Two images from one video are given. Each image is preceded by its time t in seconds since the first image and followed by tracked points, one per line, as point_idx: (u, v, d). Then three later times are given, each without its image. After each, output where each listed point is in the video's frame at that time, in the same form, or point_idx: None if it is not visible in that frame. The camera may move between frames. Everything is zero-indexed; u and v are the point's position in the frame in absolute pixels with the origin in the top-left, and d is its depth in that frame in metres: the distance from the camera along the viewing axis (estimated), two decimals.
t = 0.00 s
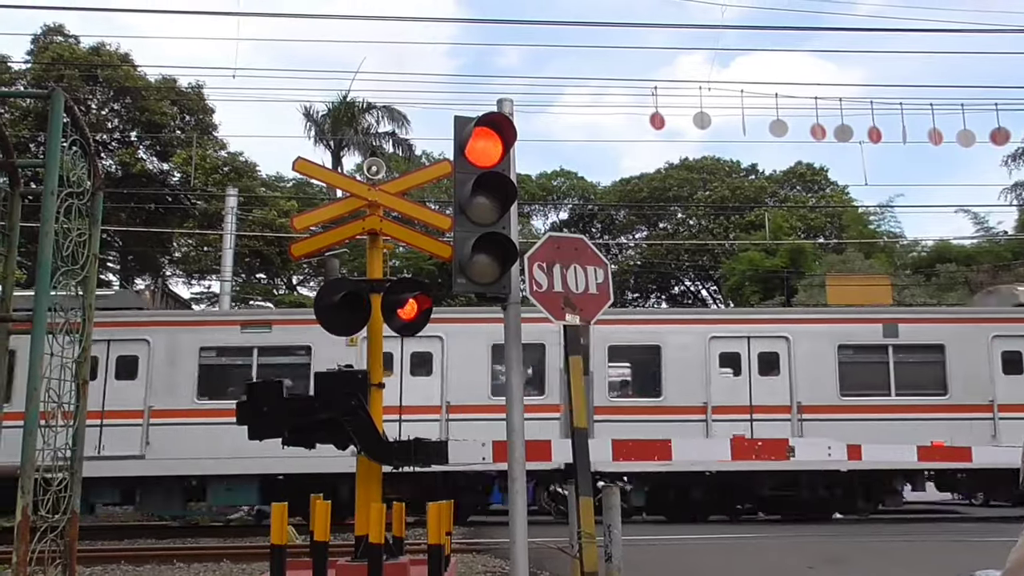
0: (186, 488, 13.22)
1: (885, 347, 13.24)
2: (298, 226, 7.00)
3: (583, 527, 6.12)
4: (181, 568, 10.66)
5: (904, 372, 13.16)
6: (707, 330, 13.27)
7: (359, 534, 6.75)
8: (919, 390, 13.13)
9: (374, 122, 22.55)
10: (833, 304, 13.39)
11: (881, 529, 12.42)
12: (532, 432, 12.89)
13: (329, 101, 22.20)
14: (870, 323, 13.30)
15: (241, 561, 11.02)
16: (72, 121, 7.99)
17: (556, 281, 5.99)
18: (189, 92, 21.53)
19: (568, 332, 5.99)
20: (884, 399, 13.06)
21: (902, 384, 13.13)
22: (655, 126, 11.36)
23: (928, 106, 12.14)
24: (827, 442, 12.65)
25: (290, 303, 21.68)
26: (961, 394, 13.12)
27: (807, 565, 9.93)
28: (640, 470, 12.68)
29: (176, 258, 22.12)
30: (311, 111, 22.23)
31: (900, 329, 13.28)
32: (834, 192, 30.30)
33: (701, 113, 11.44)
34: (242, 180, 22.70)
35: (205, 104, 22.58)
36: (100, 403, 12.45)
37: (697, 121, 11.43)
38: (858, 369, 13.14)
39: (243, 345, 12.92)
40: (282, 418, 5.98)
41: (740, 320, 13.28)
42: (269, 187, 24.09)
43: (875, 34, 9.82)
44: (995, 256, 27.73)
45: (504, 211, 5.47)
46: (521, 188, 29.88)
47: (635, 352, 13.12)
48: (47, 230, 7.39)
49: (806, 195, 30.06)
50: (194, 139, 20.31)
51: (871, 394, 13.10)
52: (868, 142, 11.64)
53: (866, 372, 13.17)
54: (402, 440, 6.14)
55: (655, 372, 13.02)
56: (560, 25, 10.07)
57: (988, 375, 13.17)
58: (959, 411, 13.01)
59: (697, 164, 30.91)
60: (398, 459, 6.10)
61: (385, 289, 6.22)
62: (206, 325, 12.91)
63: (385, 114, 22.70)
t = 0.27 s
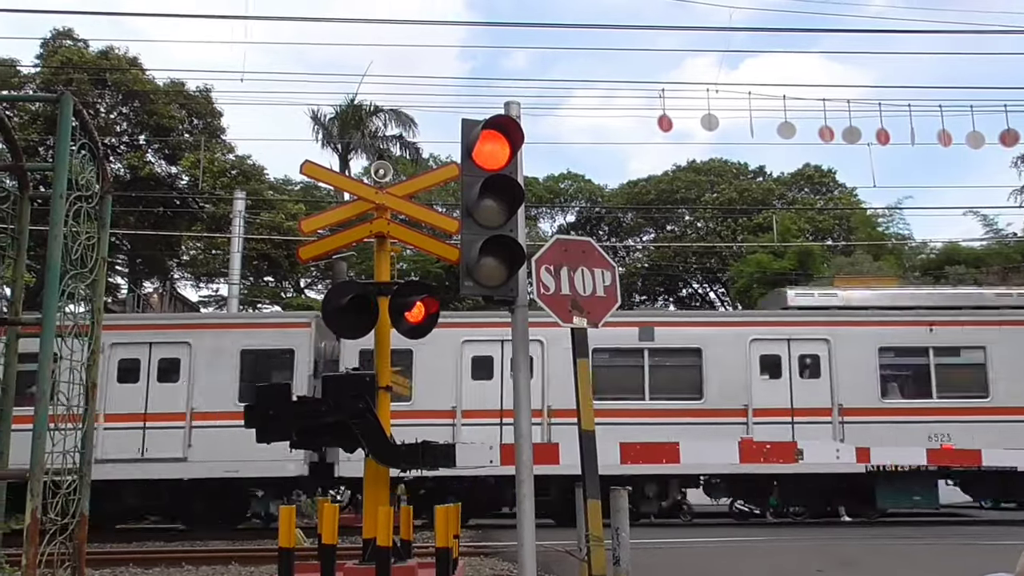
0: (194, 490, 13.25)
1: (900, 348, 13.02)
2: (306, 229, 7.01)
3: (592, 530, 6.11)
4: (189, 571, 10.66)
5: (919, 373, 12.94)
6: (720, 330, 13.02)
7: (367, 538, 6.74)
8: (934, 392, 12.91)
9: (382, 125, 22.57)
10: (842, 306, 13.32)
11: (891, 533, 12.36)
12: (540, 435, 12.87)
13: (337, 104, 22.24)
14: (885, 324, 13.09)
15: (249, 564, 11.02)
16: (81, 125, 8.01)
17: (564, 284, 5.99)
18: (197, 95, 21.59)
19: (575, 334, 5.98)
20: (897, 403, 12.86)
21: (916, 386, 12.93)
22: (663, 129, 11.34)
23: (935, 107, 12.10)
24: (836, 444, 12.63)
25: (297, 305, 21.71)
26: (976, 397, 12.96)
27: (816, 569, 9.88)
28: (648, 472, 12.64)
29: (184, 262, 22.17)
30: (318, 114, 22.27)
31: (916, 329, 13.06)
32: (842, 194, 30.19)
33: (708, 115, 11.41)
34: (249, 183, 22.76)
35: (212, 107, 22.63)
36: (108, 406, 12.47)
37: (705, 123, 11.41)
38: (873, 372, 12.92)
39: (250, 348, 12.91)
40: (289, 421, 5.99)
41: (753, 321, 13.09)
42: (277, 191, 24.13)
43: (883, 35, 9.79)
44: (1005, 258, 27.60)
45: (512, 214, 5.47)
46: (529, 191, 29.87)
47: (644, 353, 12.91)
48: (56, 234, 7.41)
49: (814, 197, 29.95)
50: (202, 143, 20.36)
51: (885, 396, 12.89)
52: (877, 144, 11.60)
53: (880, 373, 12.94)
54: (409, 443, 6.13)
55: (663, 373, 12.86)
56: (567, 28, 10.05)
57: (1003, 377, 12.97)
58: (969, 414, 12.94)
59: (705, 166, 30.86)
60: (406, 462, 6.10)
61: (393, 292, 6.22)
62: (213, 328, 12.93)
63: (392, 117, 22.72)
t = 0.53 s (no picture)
0: (203, 492, 13.28)
1: (908, 349, 13.04)
2: (314, 231, 7.02)
3: (600, 532, 6.09)
4: (198, 572, 10.68)
5: (928, 374, 12.93)
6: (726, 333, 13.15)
7: (375, 540, 6.75)
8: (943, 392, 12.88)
9: (390, 127, 22.60)
10: (851, 307, 13.28)
11: (901, 535, 12.31)
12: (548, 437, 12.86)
13: (345, 106, 22.27)
14: (891, 326, 13.13)
15: (258, 566, 11.04)
16: (91, 127, 8.05)
17: (572, 286, 5.98)
18: (205, 98, 21.66)
19: (583, 336, 5.97)
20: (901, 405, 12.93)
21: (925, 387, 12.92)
22: (672, 130, 11.33)
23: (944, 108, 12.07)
24: (846, 447, 12.49)
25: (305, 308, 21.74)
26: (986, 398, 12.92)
27: (826, 571, 9.85)
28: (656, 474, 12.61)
29: (193, 264, 22.24)
30: (326, 117, 22.31)
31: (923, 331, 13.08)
32: (851, 195, 30.10)
33: (717, 116, 11.40)
34: (258, 185, 22.82)
35: (221, 110, 22.70)
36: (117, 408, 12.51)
37: (713, 124, 11.39)
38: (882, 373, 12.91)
39: (258, 350, 12.94)
40: (297, 423, 6.00)
41: (760, 323, 13.15)
42: (285, 193, 24.19)
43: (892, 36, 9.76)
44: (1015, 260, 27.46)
45: (520, 216, 5.46)
46: (536, 193, 29.87)
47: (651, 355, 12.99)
48: (66, 236, 7.44)
49: (822, 198, 29.88)
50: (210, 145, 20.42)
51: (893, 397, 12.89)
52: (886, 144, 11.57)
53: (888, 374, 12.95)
54: (417, 445, 6.13)
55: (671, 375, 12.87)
56: (574, 30, 10.05)
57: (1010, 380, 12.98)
58: (978, 416, 12.89)
59: (713, 167, 30.81)
60: (414, 464, 6.10)
61: (401, 294, 6.22)
62: (220, 330, 12.96)
63: (400, 119, 22.75)
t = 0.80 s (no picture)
0: (212, 494, 13.30)
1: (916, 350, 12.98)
2: (323, 234, 7.03)
3: (609, 536, 6.06)
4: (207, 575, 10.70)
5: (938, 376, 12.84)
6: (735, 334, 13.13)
7: (384, 543, 6.74)
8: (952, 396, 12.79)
9: (397, 130, 22.63)
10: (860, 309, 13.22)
11: (911, 538, 12.25)
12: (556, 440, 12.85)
13: (353, 110, 22.31)
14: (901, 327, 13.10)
15: (267, 568, 11.05)
16: (100, 131, 8.08)
17: (580, 288, 5.97)
18: (214, 101, 21.72)
19: (592, 339, 5.97)
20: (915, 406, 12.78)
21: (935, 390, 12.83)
22: (680, 132, 11.31)
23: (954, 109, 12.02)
24: (854, 448, 12.63)
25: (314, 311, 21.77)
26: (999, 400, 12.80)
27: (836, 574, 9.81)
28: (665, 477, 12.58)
29: (202, 267, 22.30)
30: (335, 120, 22.35)
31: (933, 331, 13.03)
32: (860, 197, 30.01)
33: (726, 118, 11.38)
34: (266, 189, 22.86)
35: (229, 113, 22.75)
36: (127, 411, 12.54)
37: (722, 126, 11.37)
38: (896, 377, 12.81)
39: (267, 354, 12.96)
40: (306, 426, 6.01)
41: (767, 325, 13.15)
42: (294, 196, 24.23)
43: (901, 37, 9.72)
44: None
45: (527, 218, 5.46)
46: (544, 195, 29.87)
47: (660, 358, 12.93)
48: (75, 240, 7.47)
49: (831, 200, 29.78)
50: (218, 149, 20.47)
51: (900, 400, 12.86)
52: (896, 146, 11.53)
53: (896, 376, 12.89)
54: (426, 448, 6.13)
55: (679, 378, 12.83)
56: (584, 32, 10.05)
57: None
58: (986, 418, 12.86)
59: (721, 169, 30.75)
60: (423, 467, 6.10)
61: (409, 297, 6.22)
62: (229, 333, 12.99)
63: (408, 122, 22.77)
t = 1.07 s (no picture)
0: (219, 496, 13.33)
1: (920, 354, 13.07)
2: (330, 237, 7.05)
3: (616, 538, 6.05)
4: None
5: (941, 380, 12.93)
6: (740, 338, 13.21)
7: (391, 545, 6.75)
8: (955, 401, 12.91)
9: (404, 133, 22.66)
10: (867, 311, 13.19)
11: (919, 541, 12.21)
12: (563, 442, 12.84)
13: (360, 112, 22.35)
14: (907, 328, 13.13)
15: (274, 570, 11.07)
16: (108, 134, 8.10)
17: (587, 290, 5.97)
18: (221, 104, 21.78)
19: (599, 341, 5.96)
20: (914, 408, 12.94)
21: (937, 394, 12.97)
22: (686, 134, 11.30)
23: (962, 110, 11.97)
24: (863, 451, 12.38)
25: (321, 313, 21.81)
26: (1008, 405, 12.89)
27: None
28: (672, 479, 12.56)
29: (209, 269, 22.35)
30: (342, 123, 22.39)
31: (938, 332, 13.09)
32: (868, 198, 29.93)
33: (732, 120, 11.37)
34: (273, 191, 22.91)
35: (237, 116, 22.81)
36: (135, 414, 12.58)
37: (728, 127, 11.36)
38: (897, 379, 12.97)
39: (274, 356, 12.99)
40: (313, 428, 6.01)
41: (770, 328, 13.27)
42: (301, 199, 24.28)
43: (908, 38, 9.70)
44: None
45: (534, 220, 5.46)
46: (551, 197, 29.86)
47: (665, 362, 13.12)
48: (83, 243, 7.50)
49: (839, 201, 29.72)
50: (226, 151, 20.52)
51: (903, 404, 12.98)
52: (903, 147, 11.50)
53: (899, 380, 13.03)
54: (433, 450, 6.14)
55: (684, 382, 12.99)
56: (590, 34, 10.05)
57: None
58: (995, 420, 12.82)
59: (728, 171, 30.69)
60: (430, 469, 6.10)
61: (415, 299, 6.22)
62: (237, 336, 13.02)
63: (415, 124, 22.80)
